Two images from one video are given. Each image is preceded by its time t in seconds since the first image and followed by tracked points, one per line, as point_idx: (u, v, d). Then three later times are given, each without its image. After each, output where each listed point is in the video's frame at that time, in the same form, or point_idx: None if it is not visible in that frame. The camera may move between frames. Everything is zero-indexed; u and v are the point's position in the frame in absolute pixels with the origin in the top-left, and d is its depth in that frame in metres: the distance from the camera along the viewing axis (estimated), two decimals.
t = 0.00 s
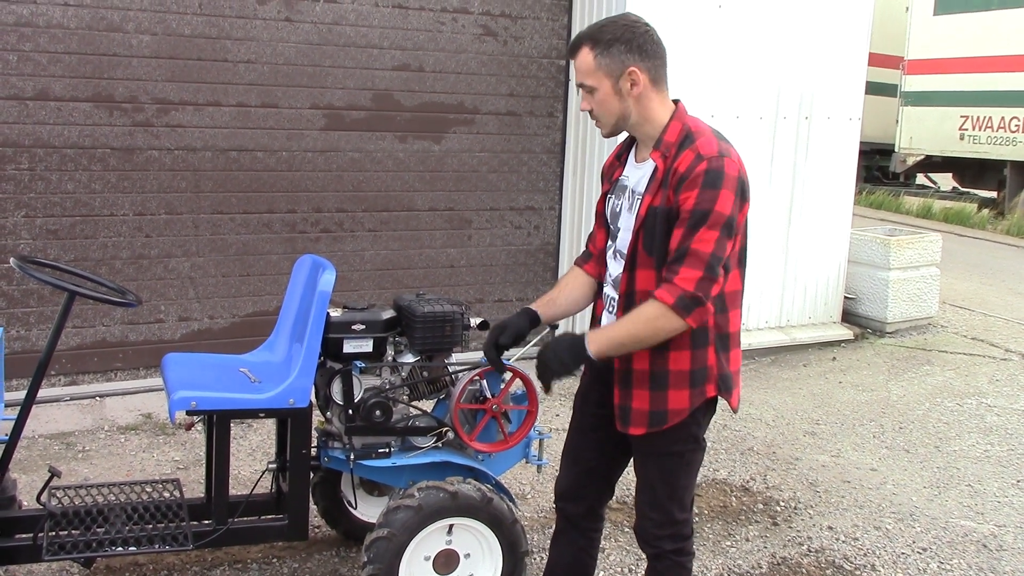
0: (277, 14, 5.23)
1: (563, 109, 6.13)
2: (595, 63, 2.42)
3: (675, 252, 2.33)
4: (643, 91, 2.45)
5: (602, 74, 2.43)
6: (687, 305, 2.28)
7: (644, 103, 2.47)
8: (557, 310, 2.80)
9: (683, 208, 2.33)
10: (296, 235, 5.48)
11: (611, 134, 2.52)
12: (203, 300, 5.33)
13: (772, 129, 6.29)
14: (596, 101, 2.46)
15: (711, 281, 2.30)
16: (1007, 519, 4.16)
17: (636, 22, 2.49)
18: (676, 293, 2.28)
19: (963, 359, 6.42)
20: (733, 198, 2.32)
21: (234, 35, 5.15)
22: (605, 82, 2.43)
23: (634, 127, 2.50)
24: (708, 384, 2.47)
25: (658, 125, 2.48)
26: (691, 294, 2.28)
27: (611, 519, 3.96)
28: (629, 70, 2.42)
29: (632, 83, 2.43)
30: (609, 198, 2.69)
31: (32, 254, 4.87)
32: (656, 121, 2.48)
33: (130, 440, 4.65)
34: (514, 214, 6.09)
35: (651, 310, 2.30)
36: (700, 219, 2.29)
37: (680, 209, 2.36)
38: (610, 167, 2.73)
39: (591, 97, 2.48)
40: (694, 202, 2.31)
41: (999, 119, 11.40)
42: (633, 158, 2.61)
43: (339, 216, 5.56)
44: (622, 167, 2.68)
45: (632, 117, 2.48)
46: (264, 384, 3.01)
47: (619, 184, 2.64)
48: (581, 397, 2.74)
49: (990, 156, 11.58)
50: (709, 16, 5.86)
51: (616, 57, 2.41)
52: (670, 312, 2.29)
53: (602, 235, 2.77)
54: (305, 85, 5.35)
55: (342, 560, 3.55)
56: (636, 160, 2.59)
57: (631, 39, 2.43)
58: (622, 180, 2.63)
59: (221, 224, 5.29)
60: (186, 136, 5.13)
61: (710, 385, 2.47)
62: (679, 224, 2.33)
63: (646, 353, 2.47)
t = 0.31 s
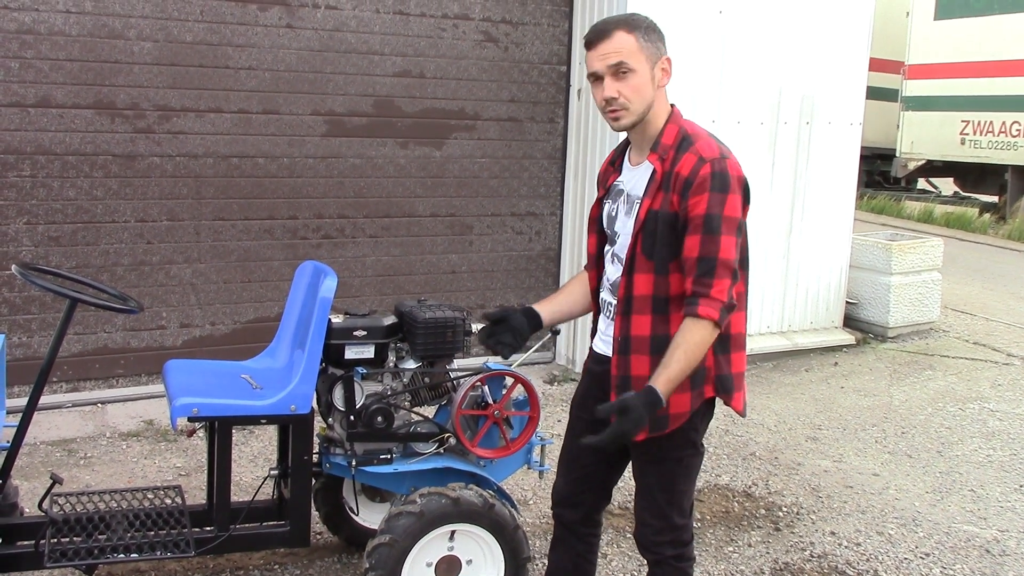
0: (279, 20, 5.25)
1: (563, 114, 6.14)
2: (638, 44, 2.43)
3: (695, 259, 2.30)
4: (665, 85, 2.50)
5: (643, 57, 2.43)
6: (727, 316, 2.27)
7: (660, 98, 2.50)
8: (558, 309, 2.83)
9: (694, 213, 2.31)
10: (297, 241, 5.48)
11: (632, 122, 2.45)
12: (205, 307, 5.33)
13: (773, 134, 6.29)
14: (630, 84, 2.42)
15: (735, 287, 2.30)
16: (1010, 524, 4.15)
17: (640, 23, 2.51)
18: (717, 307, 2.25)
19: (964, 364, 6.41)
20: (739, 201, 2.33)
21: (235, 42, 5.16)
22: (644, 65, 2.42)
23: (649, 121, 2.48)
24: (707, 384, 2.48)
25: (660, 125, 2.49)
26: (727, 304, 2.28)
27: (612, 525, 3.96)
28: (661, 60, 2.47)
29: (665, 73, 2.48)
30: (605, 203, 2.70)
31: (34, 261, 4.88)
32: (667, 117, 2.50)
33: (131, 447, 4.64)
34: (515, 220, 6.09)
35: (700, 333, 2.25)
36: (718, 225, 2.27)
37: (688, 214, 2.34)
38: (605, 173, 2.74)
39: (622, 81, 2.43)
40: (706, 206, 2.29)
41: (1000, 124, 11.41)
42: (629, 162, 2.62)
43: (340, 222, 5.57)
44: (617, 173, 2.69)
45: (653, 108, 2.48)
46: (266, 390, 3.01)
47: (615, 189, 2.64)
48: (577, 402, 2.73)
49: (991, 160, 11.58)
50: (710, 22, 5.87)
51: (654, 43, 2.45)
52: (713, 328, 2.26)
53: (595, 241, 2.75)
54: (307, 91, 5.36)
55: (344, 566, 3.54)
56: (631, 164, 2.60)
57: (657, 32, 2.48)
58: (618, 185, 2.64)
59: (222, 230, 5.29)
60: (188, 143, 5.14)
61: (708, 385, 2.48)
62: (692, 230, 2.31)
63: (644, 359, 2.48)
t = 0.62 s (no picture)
0: (278, 23, 5.25)
1: (563, 117, 6.14)
2: (648, 44, 2.45)
3: (701, 262, 2.30)
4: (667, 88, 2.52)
5: (653, 58, 2.45)
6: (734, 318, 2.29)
7: (665, 99, 2.52)
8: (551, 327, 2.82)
9: (700, 216, 2.32)
10: (297, 244, 5.48)
11: (640, 123, 2.45)
12: (204, 309, 5.33)
13: (772, 136, 6.30)
14: (639, 83, 2.43)
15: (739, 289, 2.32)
16: (1010, 526, 4.15)
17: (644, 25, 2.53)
18: (726, 311, 2.27)
19: (963, 366, 6.42)
20: (744, 203, 2.34)
21: (235, 44, 5.16)
22: (653, 65, 2.44)
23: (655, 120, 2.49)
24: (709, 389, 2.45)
25: (663, 127, 2.50)
26: (733, 307, 2.29)
27: (612, 528, 3.95)
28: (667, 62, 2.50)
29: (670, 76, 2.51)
30: (603, 206, 2.70)
31: (33, 263, 4.87)
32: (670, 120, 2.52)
33: (130, 449, 4.63)
34: (515, 222, 6.09)
35: (714, 339, 2.26)
36: (726, 228, 2.28)
37: (695, 216, 2.34)
38: (602, 176, 2.74)
39: (632, 80, 2.43)
40: (713, 209, 2.30)
41: (999, 126, 11.41)
42: (628, 164, 2.62)
43: (339, 224, 5.57)
44: (615, 175, 2.69)
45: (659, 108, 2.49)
46: (265, 392, 3.00)
47: (614, 191, 2.64)
48: (575, 404, 2.72)
49: (990, 163, 11.59)
50: (709, 24, 5.88)
51: (661, 45, 2.48)
52: (723, 332, 2.27)
53: (592, 244, 2.75)
54: (306, 94, 5.36)
55: (343, 569, 3.54)
56: (630, 167, 2.61)
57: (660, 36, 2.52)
58: (617, 188, 2.64)
59: (221, 233, 5.29)
60: (187, 145, 5.14)
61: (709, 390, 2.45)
62: (698, 232, 2.32)
63: (652, 363, 2.46)
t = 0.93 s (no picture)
0: (280, 23, 5.25)
1: (564, 118, 6.14)
2: (648, 46, 2.44)
3: (706, 264, 2.30)
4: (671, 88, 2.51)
5: (653, 60, 2.44)
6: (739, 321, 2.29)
7: (667, 100, 2.51)
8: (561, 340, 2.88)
9: (704, 218, 2.31)
10: (298, 244, 5.48)
11: (640, 125, 2.45)
12: (204, 309, 5.32)
13: (774, 138, 6.30)
14: (639, 86, 2.42)
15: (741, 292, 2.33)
16: (1011, 530, 4.14)
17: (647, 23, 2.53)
18: (731, 314, 2.28)
19: (964, 369, 6.41)
20: (748, 206, 2.34)
21: (236, 44, 5.16)
22: (653, 67, 2.43)
23: (657, 122, 2.49)
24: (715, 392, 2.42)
25: (664, 129, 2.50)
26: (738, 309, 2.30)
27: (613, 530, 3.95)
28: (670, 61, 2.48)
29: (672, 77, 2.49)
30: (604, 207, 2.69)
31: (34, 263, 4.87)
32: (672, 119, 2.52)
33: (130, 449, 4.63)
34: (516, 223, 6.09)
35: (720, 343, 2.27)
36: (731, 230, 2.28)
37: (699, 218, 2.33)
38: (604, 176, 2.73)
39: (632, 82, 2.43)
40: (717, 211, 2.30)
41: (1000, 129, 11.42)
42: (630, 165, 2.61)
43: (340, 225, 5.57)
44: (616, 176, 2.68)
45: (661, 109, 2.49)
46: (266, 393, 3.00)
47: (615, 192, 2.64)
48: (573, 405, 2.72)
49: (990, 166, 11.60)
50: (711, 26, 5.89)
51: (664, 45, 2.46)
52: (728, 335, 2.28)
53: (593, 245, 2.73)
54: (307, 94, 5.36)
55: (343, 570, 3.53)
56: (633, 168, 2.60)
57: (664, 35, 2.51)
58: (619, 188, 2.63)
59: (222, 233, 5.29)
60: (188, 145, 5.13)
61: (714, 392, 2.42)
62: (702, 235, 2.31)
63: (657, 364, 2.45)
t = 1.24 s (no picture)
0: (282, 22, 5.24)
1: (566, 117, 6.13)
2: (595, 71, 2.43)
3: (702, 269, 2.28)
4: (645, 100, 2.45)
5: (603, 84, 2.44)
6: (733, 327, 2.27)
7: (643, 111, 2.46)
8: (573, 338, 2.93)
9: (702, 222, 2.29)
10: (299, 243, 5.48)
11: (614, 138, 2.53)
12: (206, 308, 5.32)
13: (776, 137, 6.30)
14: (597, 108, 2.48)
15: (740, 297, 2.30)
16: (1013, 529, 4.14)
17: (635, 29, 2.48)
18: (725, 319, 2.25)
19: (966, 368, 6.40)
20: (748, 211, 2.31)
21: (237, 44, 5.16)
22: (604, 91, 2.44)
23: (635, 134, 2.50)
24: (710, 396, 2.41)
25: (647, 137, 2.49)
26: (733, 315, 2.27)
27: (614, 530, 3.95)
28: (628, 80, 2.42)
29: (633, 93, 2.43)
30: (608, 205, 2.69)
31: (35, 262, 4.87)
32: (660, 129, 2.47)
33: (132, 449, 4.62)
34: (517, 223, 6.09)
35: (712, 348, 2.24)
36: (729, 236, 2.26)
37: (697, 222, 2.31)
38: (609, 173, 2.73)
39: (594, 103, 2.49)
40: (714, 216, 2.28)
41: (1001, 128, 11.41)
42: (634, 164, 2.61)
43: (342, 224, 5.56)
44: (620, 174, 2.68)
45: (634, 125, 2.48)
46: (267, 392, 2.99)
47: (618, 191, 2.64)
48: (572, 404, 2.71)
49: (992, 165, 11.59)
50: (713, 25, 5.89)
51: (616, 66, 2.41)
52: (724, 340, 2.25)
53: (597, 242, 2.74)
54: (308, 93, 5.35)
55: (345, 570, 3.53)
56: (637, 168, 2.59)
57: (631, 48, 2.43)
58: (622, 187, 2.63)
59: (223, 232, 5.28)
60: (190, 144, 5.13)
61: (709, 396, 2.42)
62: (699, 239, 2.29)
63: (650, 367, 2.45)
